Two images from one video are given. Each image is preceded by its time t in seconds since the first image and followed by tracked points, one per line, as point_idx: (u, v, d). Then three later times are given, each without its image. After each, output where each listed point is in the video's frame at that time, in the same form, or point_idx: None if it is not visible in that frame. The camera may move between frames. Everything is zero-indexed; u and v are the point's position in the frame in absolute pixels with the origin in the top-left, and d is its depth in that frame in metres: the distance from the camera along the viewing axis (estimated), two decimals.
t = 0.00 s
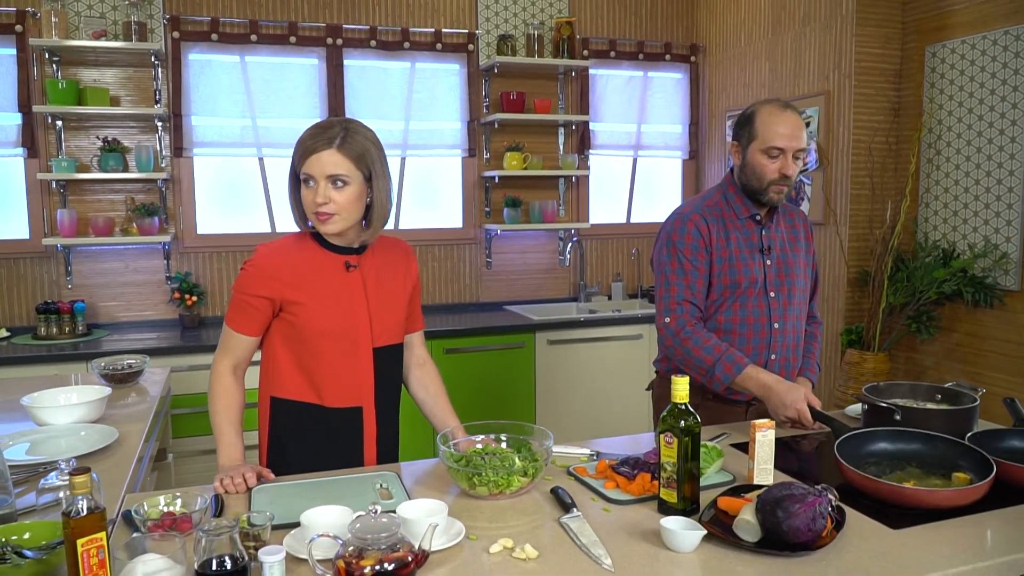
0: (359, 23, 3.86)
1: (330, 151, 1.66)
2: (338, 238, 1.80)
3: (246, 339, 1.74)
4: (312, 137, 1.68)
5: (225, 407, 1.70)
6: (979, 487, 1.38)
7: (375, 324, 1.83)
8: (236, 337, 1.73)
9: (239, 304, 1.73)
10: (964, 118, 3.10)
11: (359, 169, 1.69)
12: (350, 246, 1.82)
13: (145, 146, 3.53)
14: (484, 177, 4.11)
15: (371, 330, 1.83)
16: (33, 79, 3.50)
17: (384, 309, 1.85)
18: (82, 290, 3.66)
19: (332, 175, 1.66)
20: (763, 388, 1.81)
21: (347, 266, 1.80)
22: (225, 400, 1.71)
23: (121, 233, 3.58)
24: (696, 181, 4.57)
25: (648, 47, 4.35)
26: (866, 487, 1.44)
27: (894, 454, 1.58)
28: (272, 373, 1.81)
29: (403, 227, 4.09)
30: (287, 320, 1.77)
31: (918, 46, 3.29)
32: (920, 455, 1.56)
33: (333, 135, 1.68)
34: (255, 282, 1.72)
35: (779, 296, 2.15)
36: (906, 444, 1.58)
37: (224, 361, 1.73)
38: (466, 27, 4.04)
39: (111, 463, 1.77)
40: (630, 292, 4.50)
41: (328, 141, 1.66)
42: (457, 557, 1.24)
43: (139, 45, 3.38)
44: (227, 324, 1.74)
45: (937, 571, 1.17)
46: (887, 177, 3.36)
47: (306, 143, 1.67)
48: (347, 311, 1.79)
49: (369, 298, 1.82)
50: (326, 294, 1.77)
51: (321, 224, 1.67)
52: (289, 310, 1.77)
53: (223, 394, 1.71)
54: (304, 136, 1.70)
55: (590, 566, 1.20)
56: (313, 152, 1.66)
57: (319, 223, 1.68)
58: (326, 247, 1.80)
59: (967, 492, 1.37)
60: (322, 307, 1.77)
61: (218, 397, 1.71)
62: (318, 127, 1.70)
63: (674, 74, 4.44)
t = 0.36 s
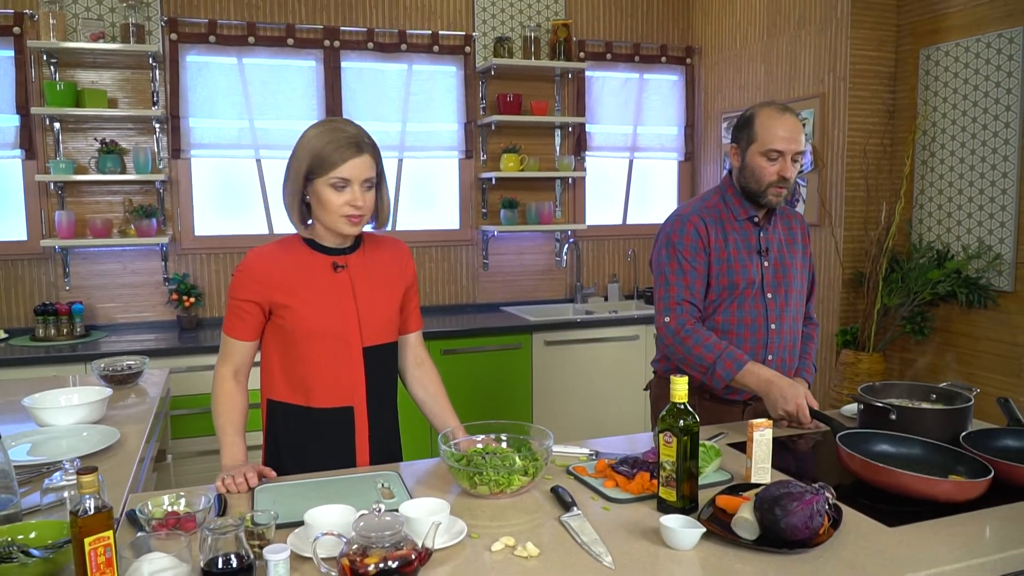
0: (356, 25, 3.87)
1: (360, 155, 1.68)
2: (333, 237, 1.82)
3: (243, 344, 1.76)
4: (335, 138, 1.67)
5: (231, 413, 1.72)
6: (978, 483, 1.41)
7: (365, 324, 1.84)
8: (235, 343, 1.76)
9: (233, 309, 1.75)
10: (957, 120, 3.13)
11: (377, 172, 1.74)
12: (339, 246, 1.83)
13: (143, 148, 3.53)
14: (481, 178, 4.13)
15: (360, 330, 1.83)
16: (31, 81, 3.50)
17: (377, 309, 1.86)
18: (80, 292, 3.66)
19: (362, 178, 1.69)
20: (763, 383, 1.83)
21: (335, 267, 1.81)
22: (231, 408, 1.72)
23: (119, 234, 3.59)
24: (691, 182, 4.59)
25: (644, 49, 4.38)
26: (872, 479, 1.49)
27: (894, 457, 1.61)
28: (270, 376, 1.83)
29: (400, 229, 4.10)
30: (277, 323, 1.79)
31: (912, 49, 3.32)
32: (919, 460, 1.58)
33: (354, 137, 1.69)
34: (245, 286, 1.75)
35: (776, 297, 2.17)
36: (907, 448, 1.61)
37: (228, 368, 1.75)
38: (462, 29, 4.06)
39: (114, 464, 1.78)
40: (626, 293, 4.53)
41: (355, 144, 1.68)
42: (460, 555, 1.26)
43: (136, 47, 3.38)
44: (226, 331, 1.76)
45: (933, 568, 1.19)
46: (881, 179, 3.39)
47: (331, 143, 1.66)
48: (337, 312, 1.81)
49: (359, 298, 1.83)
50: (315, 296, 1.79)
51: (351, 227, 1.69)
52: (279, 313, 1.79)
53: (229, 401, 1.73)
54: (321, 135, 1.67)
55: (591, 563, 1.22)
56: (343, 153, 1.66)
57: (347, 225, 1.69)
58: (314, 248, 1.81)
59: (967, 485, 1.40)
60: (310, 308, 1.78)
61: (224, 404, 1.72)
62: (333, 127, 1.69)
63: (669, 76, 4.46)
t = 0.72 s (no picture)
0: (360, 28, 3.89)
1: (384, 155, 1.72)
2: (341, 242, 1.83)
3: (243, 344, 1.77)
4: (360, 141, 1.68)
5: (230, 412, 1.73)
6: (980, 484, 1.42)
7: (371, 327, 1.86)
8: (235, 342, 1.77)
9: (238, 311, 1.76)
10: (961, 121, 3.14)
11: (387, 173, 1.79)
12: (345, 251, 1.85)
13: (149, 150, 3.55)
14: (484, 180, 4.15)
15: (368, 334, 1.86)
16: (37, 84, 3.52)
17: (381, 312, 1.88)
18: (86, 294, 3.68)
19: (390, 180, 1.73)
20: (766, 386, 1.84)
21: (343, 271, 1.83)
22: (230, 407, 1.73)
23: (125, 237, 3.61)
24: (694, 184, 4.60)
25: (646, 50, 4.39)
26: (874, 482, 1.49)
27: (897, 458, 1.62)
28: (274, 378, 1.84)
29: (404, 230, 4.11)
30: (284, 326, 1.80)
31: (915, 49, 3.33)
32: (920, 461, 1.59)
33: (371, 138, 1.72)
34: (253, 288, 1.75)
35: (780, 298, 2.19)
36: (909, 449, 1.62)
37: (225, 366, 1.77)
38: (466, 31, 4.08)
39: (124, 465, 1.80)
40: (629, 294, 4.54)
41: (380, 148, 1.71)
42: (468, 555, 1.28)
43: (142, 51, 3.40)
44: (226, 330, 1.77)
45: (938, 567, 1.21)
46: (885, 180, 3.40)
47: (359, 146, 1.67)
48: (343, 315, 1.82)
49: (365, 302, 1.85)
50: (322, 299, 1.80)
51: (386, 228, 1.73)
52: (286, 316, 1.79)
53: (229, 399, 1.74)
54: (345, 139, 1.66)
55: (598, 563, 1.24)
56: (371, 155, 1.68)
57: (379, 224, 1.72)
58: (322, 251, 1.82)
59: (967, 486, 1.41)
60: (318, 312, 1.80)
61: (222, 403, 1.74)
62: (352, 130, 1.69)
63: (672, 78, 4.48)
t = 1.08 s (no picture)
0: (367, 30, 3.91)
1: (386, 159, 1.72)
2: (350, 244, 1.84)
3: (252, 343, 1.78)
4: (361, 146, 1.68)
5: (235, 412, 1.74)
6: (981, 485, 1.41)
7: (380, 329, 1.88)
8: (243, 341, 1.78)
9: (249, 311, 1.77)
10: (967, 121, 3.14)
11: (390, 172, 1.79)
12: (355, 253, 1.86)
13: (157, 151, 3.58)
14: (491, 180, 4.16)
15: (377, 335, 1.87)
16: (46, 86, 3.55)
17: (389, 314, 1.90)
18: (95, 294, 3.71)
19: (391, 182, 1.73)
20: (769, 390, 1.84)
21: (354, 273, 1.84)
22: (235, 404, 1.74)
23: (133, 238, 3.63)
24: (700, 184, 4.61)
25: (653, 51, 4.39)
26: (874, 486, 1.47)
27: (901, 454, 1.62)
28: (283, 377, 1.85)
29: (410, 231, 4.13)
30: (295, 326, 1.82)
31: (922, 50, 3.33)
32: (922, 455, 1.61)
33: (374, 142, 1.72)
34: (265, 289, 1.76)
35: (786, 300, 2.19)
36: (911, 444, 1.63)
37: (232, 364, 1.78)
38: (472, 32, 4.09)
39: (134, 464, 1.81)
40: (635, 294, 4.55)
41: (378, 150, 1.71)
42: (477, 554, 1.29)
43: (150, 53, 3.42)
44: (235, 328, 1.78)
45: (943, 567, 1.21)
46: (891, 181, 3.40)
47: (360, 151, 1.67)
48: (353, 317, 1.83)
49: (374, 303, 1.86)
50: (333, 300, 1.81)
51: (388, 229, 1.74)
52: (297, 317, 1.81)
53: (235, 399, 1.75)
54: (346, 145, 1.67)
55: (605, 562, 1.25)
56: (373, 159, 1.69)
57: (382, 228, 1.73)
58: (333, 254, 1.83)
59: (969, 489, 1.41)
60: (329, 313, 1.81)
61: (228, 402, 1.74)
62: (354, 135, 1.70)
63: (678, 78, 4.48)
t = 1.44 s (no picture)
0: (371, 30, 3.92)
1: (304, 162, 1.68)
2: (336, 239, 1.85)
3: (260, 337, 1.84)
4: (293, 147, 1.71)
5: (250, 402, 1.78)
6: (983, 480, 1.42)
7: (370, 325, 1.87)
8: (257, 336, 1.83)
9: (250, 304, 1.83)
10: (970, 121, 3.14)
11: (327, 180, 1.69)
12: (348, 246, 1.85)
13: (161, 152, 3.59)
14: (494, 181, 4.16)
15: (367, 330, 1.87)
16: (51, 86, 3.56)
17: (382, 310, 1.88)
18: (99, 295, 3.72)
19: (301, 189, 1.68)
20: (771, 384, 1.83)
21: (344, 267, 1.84)
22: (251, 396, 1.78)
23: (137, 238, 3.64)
24: (704, 184, 4.60)
25: (656, 51, 4.39)
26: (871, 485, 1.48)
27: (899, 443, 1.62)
28: (279, 367, 1.90)
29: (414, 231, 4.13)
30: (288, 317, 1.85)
31: (925, 50, 3.32)
32: (923, 444, 1.60)
33: (310, 146, 1.70)
34: (260, 282, 1.81)
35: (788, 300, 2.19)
36: (910, 432, 1.62)
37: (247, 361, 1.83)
38: (476, 33, 4.09)
39: (138, 464, 1.82)
40: (639, 294, 4.55)
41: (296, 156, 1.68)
42: (480, 553, 1.29)
43: (153, 53, 3.43)
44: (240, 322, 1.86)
45: (946, 567, 1.21)
46: (895, 180, 3.39)
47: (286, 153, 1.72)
48: (340, 311, 1.84)
49: (365, 298, 1.86)
50: (321, 294, 1.83)
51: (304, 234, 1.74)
52: (289, 308, 1.84)
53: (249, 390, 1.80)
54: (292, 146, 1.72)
55: (608, 562, 1.25)
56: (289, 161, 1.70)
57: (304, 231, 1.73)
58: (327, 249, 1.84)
59: (970, 486, 1.41)
60: (318, 305, 1.83)
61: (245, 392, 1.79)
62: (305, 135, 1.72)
63: (682, 78, 4.48)
